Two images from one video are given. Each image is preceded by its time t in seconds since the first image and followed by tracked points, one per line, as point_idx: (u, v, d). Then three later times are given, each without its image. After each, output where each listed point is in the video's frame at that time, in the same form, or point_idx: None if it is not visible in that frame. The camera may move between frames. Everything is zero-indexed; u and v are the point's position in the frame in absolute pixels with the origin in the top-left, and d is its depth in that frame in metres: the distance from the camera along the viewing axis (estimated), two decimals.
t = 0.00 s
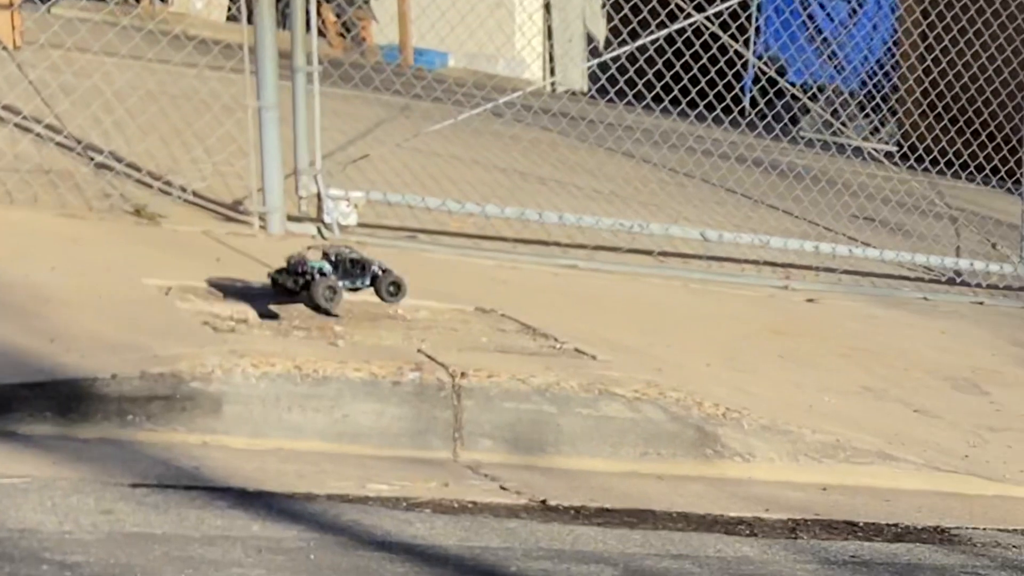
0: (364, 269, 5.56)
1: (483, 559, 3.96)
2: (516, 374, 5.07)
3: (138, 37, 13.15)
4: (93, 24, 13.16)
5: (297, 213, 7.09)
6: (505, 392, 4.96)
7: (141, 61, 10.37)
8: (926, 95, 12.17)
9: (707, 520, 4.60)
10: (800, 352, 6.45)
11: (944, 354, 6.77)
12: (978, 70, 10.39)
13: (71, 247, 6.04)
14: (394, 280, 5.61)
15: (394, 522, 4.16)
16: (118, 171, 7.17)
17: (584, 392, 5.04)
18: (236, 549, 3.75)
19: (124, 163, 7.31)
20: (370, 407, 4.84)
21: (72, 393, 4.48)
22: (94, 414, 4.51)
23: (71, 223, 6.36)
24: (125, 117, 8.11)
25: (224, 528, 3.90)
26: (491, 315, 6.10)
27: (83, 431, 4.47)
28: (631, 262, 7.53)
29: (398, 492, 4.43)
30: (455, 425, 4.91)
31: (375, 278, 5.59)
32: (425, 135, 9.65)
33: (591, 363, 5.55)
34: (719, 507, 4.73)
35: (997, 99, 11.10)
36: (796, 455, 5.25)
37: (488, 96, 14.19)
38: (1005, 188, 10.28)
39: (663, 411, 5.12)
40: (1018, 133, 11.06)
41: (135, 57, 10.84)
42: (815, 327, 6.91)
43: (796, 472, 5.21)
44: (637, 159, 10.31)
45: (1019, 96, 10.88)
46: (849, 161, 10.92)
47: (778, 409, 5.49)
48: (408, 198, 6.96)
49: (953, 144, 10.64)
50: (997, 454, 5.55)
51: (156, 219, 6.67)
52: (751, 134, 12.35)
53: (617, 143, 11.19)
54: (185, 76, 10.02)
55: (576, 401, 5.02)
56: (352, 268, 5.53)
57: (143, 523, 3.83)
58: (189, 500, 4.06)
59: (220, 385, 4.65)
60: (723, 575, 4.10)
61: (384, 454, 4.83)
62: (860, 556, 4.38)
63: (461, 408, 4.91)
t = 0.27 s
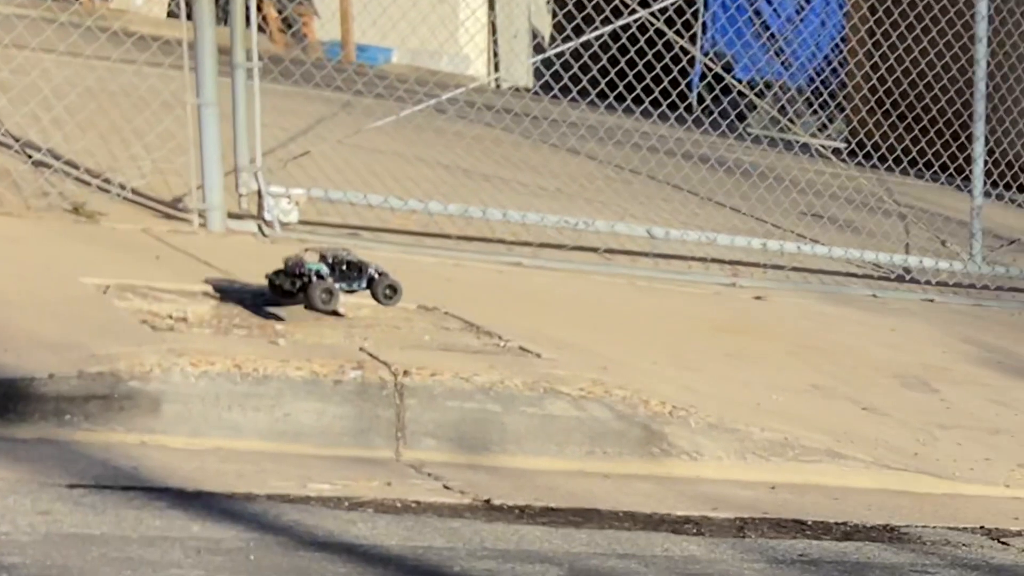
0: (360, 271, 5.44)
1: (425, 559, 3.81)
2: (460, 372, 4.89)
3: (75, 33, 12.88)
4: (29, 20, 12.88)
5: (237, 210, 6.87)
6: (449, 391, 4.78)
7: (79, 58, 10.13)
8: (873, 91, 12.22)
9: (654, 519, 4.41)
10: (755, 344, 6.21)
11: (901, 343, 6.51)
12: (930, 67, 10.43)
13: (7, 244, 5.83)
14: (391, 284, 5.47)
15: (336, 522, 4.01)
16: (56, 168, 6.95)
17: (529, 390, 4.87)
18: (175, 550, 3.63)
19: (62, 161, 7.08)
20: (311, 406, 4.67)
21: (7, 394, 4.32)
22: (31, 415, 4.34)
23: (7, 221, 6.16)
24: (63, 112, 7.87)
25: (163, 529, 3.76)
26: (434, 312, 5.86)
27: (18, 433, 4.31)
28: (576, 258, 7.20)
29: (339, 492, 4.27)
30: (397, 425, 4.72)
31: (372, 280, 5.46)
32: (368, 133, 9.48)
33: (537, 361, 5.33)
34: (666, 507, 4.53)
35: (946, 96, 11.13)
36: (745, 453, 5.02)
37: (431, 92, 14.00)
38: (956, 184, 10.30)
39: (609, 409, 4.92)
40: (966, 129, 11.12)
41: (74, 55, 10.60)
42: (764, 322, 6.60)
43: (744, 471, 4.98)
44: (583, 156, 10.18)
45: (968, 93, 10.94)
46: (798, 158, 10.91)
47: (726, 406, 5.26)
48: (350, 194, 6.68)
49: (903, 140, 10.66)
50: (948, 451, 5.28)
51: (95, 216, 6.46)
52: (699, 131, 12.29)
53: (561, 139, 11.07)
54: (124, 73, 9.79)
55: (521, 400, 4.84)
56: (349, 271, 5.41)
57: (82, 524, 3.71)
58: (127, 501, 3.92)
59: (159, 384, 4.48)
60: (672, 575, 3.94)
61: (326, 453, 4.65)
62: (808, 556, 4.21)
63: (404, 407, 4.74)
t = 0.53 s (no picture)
0: (357, 278, 5.36)
1: (369, 559, 3.70)
2: (404, 372, 4.73)
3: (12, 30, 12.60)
4: None
5: (179, 208, 6.65)
6: (393, 389, 4.62)
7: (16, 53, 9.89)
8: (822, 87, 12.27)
9: (602, 518, 4.29)
10: (705, 345, 5.99)
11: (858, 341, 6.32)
12: (881, 65, 10.47)
13: None
14: (388, 290, 5.39)
15: (279, 523, 3.89)
16: None
17: (474, 389, 4.72)
18: (114, 551, 3.51)
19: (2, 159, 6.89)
20: (254, 406, 4.52)
21: None
22: None
23: None
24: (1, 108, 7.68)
25: (102, 530, 3.63)
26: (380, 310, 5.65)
27: None
28: (520, 258, 6.91)
29: (282, 492, 4.14)
30: (341, 424, 4.57)
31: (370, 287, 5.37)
32: (311, 130, 9.32)
33: (482, 360, 5.18)
34: (613, 506, 4.41)
35: (896, 93, 11.18)
36: (693, 452, 4.86)
37: (376, 88, 13.86)
38: (907, 181, 10.35)
39: (556, 408, 4.78)
40: (916, 126, 11.18)
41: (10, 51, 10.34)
42: (712, 322, 6.38)
43: (693, 470, 4.83)
44: (530, 153, 10.07)
45: (918, 92, 10.96)
46: (747, 155, 10.91)
47: (676, 406, 5.08)
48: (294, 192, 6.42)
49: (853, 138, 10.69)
50: (899, 450, 5.15)
51: (34, 214, 6.26)
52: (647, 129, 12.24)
53: (508, 137, 10.94)
54: (63, 70, 9.57)
55: (465, 399, 4.69)
56: (346, 278, 5.33)
57: (19, 526, 3.57)
58: (66, 502, 3.77)
59: (98, 384, 4.33)
60: (620, 575, 3.84)
61: (269, 454, 4.50)
62: (757, 555, 4.11)
63: (347, 406, 4.58)
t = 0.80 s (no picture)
0: (357, 288, 5.29)
1: (313, 559, 3.58)
2: (349, 370, 4.60)
3: None
4: None
5: (121, 206, 6.46)
6: (338, 388, 4.49)
7: None
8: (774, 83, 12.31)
9: (550, 518, 4.18)
10: (652, 343, 5.84)
11: (802, 338, 6.15)
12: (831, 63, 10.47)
13: None
14: (387, 302, 5.31)
15: (222, 523, 3.76)
16: None
17: (420, 387, 4.58)
18: (53, 553, 3.38)
19: None
20: (197, 405, 4.38)
21: None
22: None
23: None
24: None
25: (42, 531, 3.50)
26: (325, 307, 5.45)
27: None
28: (465, 256, 6.58)
29: (226, 493, 4.02)
30: (286, 423, 4.45)
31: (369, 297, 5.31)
32: (255, 127, 9.16)
33: (428, 359, 5.05)
34: (562, 506, 4.30)
35: (847, 91, 11.18)
36: (643, 451, 4.75)
37: (323, 85, 13.68)
38: (858, 179, 10.37)
39: (503, 406, 4.66)
40: (867, 124, 11.19)
41: None
42: (661, 322, 6.15)
43: (644, 469, 4.72)
44: (478, 150, 9.95)
45: (868, 89, 10.93)
46: (697, 152, 10.90)
47: (626, 404, 4.97)
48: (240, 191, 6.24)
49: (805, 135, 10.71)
50: (850, 449, 5.03)
51: None
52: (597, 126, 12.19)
53: (455, 134, 10.82)
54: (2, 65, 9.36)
55: (411, 398, 4.56)
56: (345, 287, 5.27)
57: None
58: (4, 504, 3.64)
59: (39, 384, 4.21)
60: (569, 575, 3.72)
61: (212, 455, 4.37)
62: (708, 554, 4.00)
63: (292, 405, 4.45)
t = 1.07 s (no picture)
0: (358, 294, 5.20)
1: (259, 559, 3.51)
2: (295, 369, 4.48)
3: None
4: None
5: (65, 204, 6.27)
6: (284, 387, 4.38)
7: None
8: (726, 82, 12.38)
9: (499, 517, 4.10)
10: (604, 339, 5.68)
11: (756, 333, 5.98)
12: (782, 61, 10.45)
13: None
14: (386, 310, 5.21)
15: (166, 523, 3.69)
16: None
17: (368, 385, 4.46)
18: None
19: None
20: (141, 404, 4.28)
21: None
22: None
23: None
24: None
25: None
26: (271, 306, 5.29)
27: None
28: (413, 254, 6.40)
29: (170, 492, 3.92)
30: (232, 422, 4.33)
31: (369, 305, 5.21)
32: (201, 124, 9.02)
33: (377, 358, 4.94)
34: (512, 505, 4.21)
35: (799, 87, 11.17)
36: (594, 450, 4.62)
37: (270, 81, 13.52)
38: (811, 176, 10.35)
39: (451, 405, 4.54)
40: (819, 121, 11.20)
41: None
42: (611, 320, 5.94)
43: (593, 469, 4.59)
44: (425, 147, 9.83)
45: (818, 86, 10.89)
46: (648, 149, 10.88)
47: (575, 403, 4.85)
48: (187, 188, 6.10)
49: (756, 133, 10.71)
50: (803, 446, 4.90)
51: None
52: (548, 123, 12.14)
53: (404, 131, 10.70)
54: None
55: (359, 396, 4.45)
56: (346, 292, 5.18)
57: None
58: None
59: None
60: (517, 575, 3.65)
61: (157, 455, 4.25)
62: (658, 553, 3.93)
63: (238, 404, 4.34)
